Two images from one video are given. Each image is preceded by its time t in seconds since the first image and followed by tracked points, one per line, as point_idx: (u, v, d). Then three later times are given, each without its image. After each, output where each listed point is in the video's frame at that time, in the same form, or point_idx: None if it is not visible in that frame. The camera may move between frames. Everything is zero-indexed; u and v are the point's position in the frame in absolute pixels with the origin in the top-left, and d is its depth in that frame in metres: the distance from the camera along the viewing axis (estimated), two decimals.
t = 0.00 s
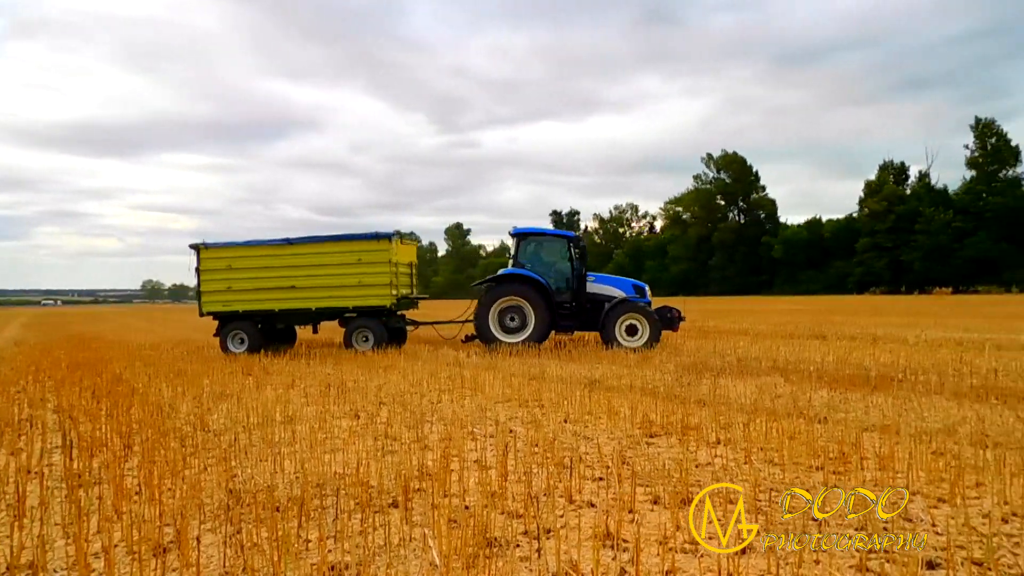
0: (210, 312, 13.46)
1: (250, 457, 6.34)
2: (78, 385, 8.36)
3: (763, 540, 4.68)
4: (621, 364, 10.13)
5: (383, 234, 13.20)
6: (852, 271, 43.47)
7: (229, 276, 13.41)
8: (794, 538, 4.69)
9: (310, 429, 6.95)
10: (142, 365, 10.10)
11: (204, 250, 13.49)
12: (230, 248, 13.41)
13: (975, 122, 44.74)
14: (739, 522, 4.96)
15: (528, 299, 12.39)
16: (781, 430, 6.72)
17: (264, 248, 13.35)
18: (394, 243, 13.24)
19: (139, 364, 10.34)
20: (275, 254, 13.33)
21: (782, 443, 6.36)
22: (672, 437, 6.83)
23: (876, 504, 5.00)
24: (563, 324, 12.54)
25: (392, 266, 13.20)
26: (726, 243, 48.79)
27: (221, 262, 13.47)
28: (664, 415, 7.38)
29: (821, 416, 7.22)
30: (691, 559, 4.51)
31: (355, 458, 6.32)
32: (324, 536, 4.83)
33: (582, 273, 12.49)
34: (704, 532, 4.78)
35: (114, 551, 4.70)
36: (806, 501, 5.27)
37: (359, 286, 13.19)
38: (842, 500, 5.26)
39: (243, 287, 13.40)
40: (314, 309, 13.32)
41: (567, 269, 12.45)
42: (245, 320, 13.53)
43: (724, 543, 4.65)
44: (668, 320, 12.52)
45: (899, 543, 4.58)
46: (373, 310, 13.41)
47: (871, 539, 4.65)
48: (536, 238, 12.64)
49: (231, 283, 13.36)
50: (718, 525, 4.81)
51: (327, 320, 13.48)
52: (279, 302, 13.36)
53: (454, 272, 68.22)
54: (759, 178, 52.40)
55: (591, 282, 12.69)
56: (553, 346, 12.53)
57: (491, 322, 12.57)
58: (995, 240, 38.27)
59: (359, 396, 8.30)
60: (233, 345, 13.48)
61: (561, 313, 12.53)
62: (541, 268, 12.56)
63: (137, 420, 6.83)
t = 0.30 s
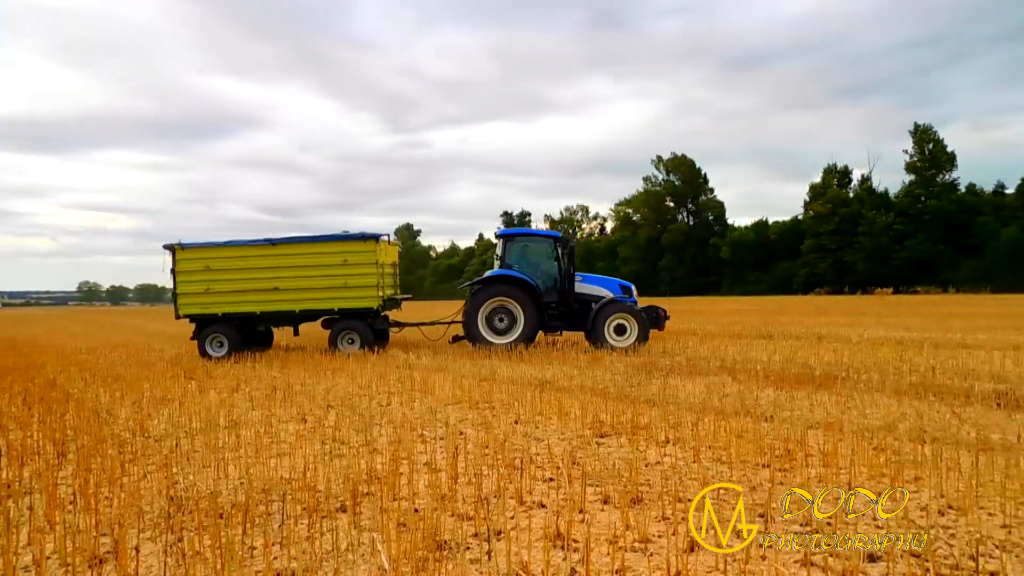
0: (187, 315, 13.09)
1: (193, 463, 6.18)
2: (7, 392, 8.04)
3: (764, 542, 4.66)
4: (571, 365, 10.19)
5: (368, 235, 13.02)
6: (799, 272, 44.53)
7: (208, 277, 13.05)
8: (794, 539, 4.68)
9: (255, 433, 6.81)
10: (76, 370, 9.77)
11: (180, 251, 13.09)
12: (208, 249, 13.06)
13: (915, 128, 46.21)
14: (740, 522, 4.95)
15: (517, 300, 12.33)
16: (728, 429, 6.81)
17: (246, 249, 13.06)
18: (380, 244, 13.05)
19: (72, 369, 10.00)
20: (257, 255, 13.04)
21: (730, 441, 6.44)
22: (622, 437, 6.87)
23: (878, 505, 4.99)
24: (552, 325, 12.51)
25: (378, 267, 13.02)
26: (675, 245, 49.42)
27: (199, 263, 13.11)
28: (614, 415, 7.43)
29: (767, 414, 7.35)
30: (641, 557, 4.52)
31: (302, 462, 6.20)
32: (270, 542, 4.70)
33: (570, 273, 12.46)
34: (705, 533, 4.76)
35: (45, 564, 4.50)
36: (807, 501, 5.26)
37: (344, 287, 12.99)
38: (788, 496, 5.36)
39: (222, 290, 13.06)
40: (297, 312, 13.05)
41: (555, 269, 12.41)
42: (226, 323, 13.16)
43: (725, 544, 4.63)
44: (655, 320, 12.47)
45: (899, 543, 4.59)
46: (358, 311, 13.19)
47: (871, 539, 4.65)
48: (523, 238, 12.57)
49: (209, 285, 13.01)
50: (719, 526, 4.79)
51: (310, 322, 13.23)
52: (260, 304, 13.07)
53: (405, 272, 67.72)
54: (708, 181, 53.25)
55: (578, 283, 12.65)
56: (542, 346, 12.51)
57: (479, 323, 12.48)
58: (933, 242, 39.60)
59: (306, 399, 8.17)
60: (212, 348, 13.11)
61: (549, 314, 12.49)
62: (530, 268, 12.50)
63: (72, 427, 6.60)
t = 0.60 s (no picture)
0: (181, 314, 12.83)
1: (148, 468, 6.02)
2: None
3: (764, 541, 4.66)
4: (535, 365, 10.19)
5: (368, 232, 12.81)
6: (759, 273, 45.31)
7: (203, 276, 12.81)
8: (795, 538, 4.68)
9: (213, 436, 6.67)
10: (24, 373, 9.47)
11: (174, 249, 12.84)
12: (203, 246, 12.81)
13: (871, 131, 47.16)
14: (740, 521, 4.96)
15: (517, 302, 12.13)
16: (690, 429, 6.87)
17: (242, 247, 12.82)
18: (380, 241, 12.84)
19: (20, 372, 9.69)
20: (254, 253, 12.83)
21: (692, 440, 6.49)
22: (586, 436, 6.88)
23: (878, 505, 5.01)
24: (552, 327, 12.35)
25: (378, 265, 12.81)
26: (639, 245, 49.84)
27: (194, 261, 12.87)
28: (578, 415, 7.44)
29: (729, 413, 7.44)
30: (605, 557, 4.52)
31: (261, 465, 6.09)
32: (228, 547, 4.59)
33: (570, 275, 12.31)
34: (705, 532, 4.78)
35: None
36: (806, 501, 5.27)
37: (343, 285, 12.77)
38: (749, 494, 5.41)
39: (218, 288, 12.82)
40: (294, 311, 12.84)
41: (555, 271, 12.27)
42: (221, 323, 13.01)
43: (723, 543, 4.64)
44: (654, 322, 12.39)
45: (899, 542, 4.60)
46: (356, 310, 12.97)
47: (871, 539, 4.65)
48: (522, 240, 12.42)
49: (203, 283, 12.77)
50: (718, 525, 4.81)
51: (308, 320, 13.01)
52: (257, 302, 12.83)
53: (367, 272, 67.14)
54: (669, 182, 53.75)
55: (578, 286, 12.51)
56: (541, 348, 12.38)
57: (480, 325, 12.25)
58: (888, 244, 40.56)
59: (266, 402, 8.04)
60: (206, 347, 13.00)
61: (550, 316, 12.33)
62: (530, 270, 12.33)
63: (22, 433, 6.41)
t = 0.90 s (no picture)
0: (169, 316, 12.46)
1: (96, 475, 5.82)
2: None
3: (764, 541, 4.65)
4: (495, 366, 10.15)
5: (364, 233, 12.63)
6: (716, 274, 46.13)
7: (193, 277, 12.45)
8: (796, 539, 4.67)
9: (165, 442, 6.48)
10: None
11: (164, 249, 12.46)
12: (194, 246, 12.48)
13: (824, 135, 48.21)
14: (741, 521, 4.94)
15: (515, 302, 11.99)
16: (649, 429, 6.89)
17: (235, 247, 12.51)
18: (377, 243, 12.67)
19: None
20: (247, 254, 12.51)
21: (651, 440, 6.51)
22: (545, 437, 6.85)
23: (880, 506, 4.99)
24: (548, 327, 12.23)
25: (374, 266, 12.62)
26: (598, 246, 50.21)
27: (182, 261, 12.49)
28: (538, 416, 7.41)
29: (687, 412, 7.49)
30: (565, 557, 4.50)
31: (215, 471, 5.92)
32: (179, 555, 4.44)
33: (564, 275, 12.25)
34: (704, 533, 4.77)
35: None
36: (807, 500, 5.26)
37: (339, 287, 12.56)
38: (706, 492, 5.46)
39: (210, 289, 12.49)
40: (288, 313, 12.59)
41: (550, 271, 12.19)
42: (212, 326, 12.67)
43: (724, 544, 4.62)
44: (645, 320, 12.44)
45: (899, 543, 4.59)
46: (350, 312, 12.78)
47: (872, 539, 4.65)
48: (516, 240, 12.26)
49: (194, 284, 12.43)
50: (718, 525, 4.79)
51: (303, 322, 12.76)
52: (250, 304, 12.54)
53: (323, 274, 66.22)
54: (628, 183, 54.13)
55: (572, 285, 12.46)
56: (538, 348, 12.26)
57: (477, 325, 12.06)
58: (841, 245, 41.69)
59: (220, 406, 7.84)
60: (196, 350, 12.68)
61: (545, 315, 12.22)
62: (526, 270, 12.21)
63: None
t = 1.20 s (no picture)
0: (164, 315, 12.35)
1: (45, 482, 5.61)
2: None
3: (765, 541, 4.64)
4: (457, 367, 10.09)
5: (362, 233, 12.69)
6: (678, 275, 46.76)
7: (189, 275, 12.40)
8: (793, 538, 4.66)
9: (118, 447, 6.29)
10: None
11: (159, 249, 12.37)
12: (190, 245, 12.44)
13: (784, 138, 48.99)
14: (740, 522, 4.93)
15: (514, 301, 11.99)
16: (611, 429, 6.88)
17: (233, 245, 12.52)
18: (376, 242, 12.75)
19: None
20: (245, 252, 12.54)
21: (613, 440, 6.50)
22: (508, 438, 6.79)
23: (878, 505, 5.00)
24: (545, 326, 12.27)
25: (373, 266, 12.69)
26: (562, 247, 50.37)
27: (178, 259, 12.44)
28: (501, 417, 7.36)
29: (649, 412, 7.52)
30: (528, 558, 4.47)
31: (170, 476, 5.76)
32: (132, 564, 4.30)
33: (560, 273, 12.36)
34: (706, 532, 4.75)
35: None
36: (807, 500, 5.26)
37: (337, 286, 12.59)
38: (669, 491, 5.47)
39: (206, 288, 12.44)
40: (285, 311, 12.55)
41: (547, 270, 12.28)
42: (208, 325, 12.59)
43: (725, 543, 4.61)
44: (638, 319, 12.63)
45: (898, 543, 4.59)
46: (347, 311, 12.81)
47: (871, 539, 4.65)
48: (511, 240, 12.38)
49: (190, 283, 12.36)
50: (718, 525, 4.78)
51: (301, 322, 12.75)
52: (248, 303, 12.50)
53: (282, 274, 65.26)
54: (590, 184, 54.20)
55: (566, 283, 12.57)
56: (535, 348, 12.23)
57: (478, 322, 11.98)
58: (799, 246, 42.60)
59: (176, 409, 7.65)
60: (192, 350, 12.55)
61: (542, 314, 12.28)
62: (523, 270, 12.25)
63: None
